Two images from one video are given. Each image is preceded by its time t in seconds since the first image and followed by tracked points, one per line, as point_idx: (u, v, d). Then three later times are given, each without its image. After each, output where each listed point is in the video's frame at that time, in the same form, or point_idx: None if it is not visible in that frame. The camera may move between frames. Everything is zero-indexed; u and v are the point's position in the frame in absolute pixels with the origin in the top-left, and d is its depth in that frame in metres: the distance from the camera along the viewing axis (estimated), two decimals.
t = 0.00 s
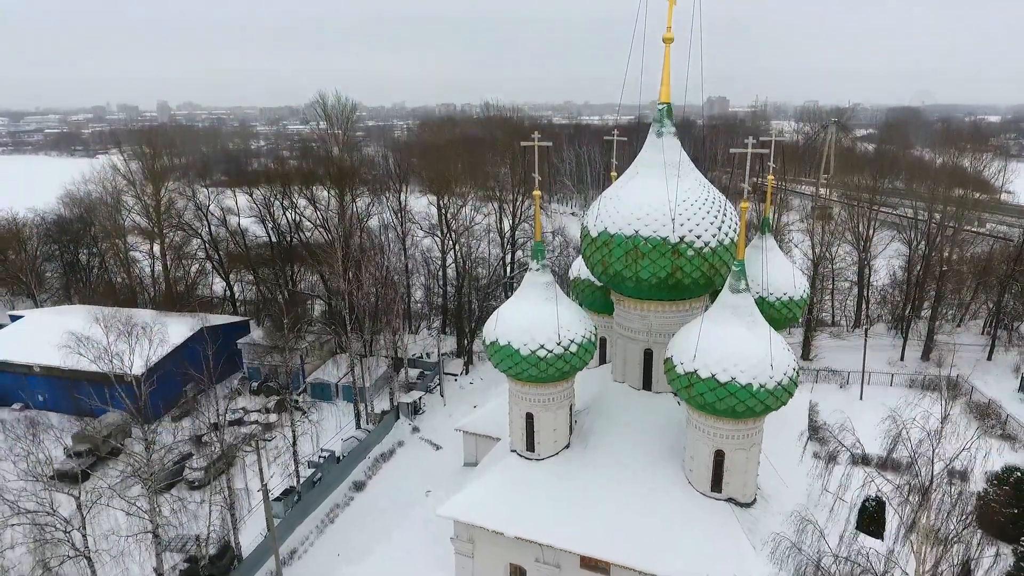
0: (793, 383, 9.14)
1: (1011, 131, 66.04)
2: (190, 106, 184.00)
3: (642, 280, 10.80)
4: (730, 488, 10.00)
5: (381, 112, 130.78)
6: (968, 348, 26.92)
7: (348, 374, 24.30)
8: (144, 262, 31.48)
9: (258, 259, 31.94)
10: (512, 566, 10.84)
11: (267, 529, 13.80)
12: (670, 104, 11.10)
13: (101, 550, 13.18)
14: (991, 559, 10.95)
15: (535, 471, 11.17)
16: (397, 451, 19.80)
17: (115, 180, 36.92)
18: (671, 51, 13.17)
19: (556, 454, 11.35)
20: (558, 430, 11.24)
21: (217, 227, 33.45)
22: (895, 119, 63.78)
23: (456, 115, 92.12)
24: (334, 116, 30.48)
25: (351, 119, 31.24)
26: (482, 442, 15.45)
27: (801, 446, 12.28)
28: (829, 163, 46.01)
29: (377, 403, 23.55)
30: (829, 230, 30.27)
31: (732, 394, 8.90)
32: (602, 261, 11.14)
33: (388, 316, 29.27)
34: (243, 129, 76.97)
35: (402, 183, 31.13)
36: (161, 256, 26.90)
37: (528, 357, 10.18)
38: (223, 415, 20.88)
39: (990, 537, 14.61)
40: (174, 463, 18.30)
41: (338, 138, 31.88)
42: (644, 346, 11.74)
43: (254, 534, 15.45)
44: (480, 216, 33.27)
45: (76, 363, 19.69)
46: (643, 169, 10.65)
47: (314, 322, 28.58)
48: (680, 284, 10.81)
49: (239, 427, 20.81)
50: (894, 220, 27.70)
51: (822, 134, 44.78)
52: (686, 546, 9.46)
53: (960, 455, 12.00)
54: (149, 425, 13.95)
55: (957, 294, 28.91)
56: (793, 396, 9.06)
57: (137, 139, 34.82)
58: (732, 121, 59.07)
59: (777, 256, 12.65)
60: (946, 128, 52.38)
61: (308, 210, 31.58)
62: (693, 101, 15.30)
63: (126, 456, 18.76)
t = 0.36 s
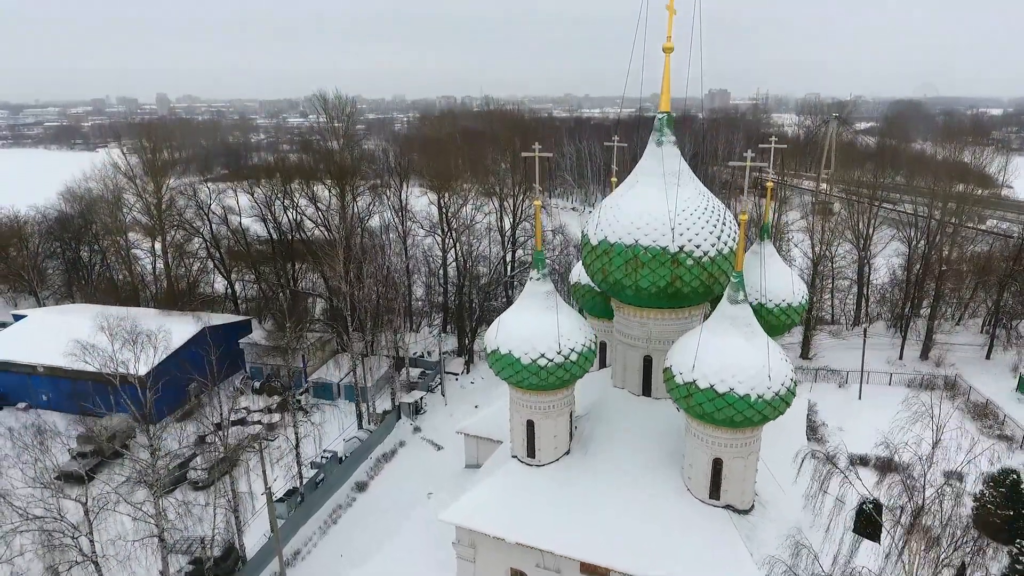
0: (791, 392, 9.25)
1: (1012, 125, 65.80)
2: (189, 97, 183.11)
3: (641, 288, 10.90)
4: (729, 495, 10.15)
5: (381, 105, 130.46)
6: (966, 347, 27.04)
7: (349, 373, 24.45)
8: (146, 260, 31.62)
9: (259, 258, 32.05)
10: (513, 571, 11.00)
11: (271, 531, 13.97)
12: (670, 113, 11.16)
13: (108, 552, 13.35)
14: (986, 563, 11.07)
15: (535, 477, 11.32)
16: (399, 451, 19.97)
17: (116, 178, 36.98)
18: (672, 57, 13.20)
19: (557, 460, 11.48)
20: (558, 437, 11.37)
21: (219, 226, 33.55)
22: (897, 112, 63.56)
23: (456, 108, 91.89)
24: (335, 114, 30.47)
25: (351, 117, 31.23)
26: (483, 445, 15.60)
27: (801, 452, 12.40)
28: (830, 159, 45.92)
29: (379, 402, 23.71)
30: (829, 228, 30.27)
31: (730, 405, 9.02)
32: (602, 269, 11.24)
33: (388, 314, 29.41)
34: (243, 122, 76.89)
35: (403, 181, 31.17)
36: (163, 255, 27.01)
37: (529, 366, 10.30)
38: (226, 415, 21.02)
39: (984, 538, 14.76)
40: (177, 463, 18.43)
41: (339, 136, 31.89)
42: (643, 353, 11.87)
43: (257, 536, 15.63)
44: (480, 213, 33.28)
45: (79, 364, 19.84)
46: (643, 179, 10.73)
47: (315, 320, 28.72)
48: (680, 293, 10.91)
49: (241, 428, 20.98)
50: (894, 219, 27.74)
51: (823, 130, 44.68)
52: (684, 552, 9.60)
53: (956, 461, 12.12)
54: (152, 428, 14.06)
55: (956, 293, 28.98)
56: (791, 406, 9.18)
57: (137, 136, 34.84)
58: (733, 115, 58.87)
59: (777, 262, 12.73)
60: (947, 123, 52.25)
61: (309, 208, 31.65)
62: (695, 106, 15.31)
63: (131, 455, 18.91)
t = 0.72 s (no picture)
0: (788, 402, 9.39)
1: (1013, 117, 65.57)
2: (188, 90, 182.63)
3: (640, 296, 11.00)
4: (726, 501, 10.29)
5: (381, 98, 130.10)
6: (964, 345, 27.17)
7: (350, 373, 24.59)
8: (147, 258, 31.64)
9: (260, 256, 32.12)
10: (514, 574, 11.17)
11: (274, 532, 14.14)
12: (669, 122, 11.20)
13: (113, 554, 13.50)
14: (979, 565, 11.24)
15: (535, 482, 11.47)
16: (400, 451, 20.15)
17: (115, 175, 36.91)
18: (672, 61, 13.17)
19: (556, 466, 11.64)
20: (558, 443, 11.52)
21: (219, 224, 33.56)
22: (897, 105, 63.38)
23: (455, 101, 91.60)
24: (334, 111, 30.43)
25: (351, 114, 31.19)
26: (484, 447, 15.77)
27: (798, 457, 12.54)
28: (830, 154, 45.85)
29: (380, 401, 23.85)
30: (829, 226, 30.31)
31: (728, 415, 9.14)
32: (601, 276, 11.34)
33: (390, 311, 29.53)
34: (242, 116, 76.51)
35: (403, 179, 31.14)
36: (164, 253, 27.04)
37: (529, 374, 10.41)
38: (229, 415, 21.16)
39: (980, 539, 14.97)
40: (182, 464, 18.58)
41: (339, 133, 31.76)
42: (642, 359, 11.99)
43: (261, 537, 15.81)
44: (480, 210, 33.26)
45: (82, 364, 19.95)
46: (642, 189, 10.79)
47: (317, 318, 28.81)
48: (679, 300, 11.01)
49: (244, 427, 21.12)
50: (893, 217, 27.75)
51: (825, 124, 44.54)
52: (681, 557, 9.75)
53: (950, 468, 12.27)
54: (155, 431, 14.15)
55: (955, 291, 29.08)
56: (788, 414, 9.31)
57: (137, 134, 34.74)
58: (734, 109, 58.66)
59: (775, 269, 12.83)
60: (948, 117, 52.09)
61: (308, 205, 31.61)
62: (695, 108, 15.31)
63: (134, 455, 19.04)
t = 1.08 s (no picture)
0: (783, 411, 9.51)
1: (1014, 111, 65.28)
2: (187, 84, 181.93)
3: (639, 304, 11.11)
4: (723, 507, 10.43)
5: (380, 90, 129.55)
6: (962, 343, 27.33)
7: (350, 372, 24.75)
8: (148, 256, 31.71)
9: (260, 253, 32.18)
10: None
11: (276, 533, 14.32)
12: (668, 130, 11.25)
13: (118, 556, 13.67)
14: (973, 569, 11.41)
15: (534, 487, 11.63)
16: (401, 450, 20.32)
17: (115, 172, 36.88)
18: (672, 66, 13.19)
19: (556, 471, 11.78)
20: (557, 448, 11.66)
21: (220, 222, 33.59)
22: (899, 98, 63.09)
23: (455, 95, 91.16)
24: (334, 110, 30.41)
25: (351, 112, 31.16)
26: (484, 448, 15.94)
27: (794, 462, 12.70)
28: (831, 149, 45.78)
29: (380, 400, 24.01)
30: (829, 223, 30.33)
31: (724, 423, 9.27)
32: (600, 284, 11.45)
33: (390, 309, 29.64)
34: (241, 109, 76.19)
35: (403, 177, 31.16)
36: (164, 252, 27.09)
37: (529, 381, 10.54)
38: (231, 414, 21.33)
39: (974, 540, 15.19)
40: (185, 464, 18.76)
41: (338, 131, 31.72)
42: (641, 364, 12.12)
43: (264, 538, 15.99)
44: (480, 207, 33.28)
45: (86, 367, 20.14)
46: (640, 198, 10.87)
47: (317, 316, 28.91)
48: (677, 308, 11.12)
49: (246, 427, 21.29)
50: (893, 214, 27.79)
51: (826, 120, 44.39)
52: (679, 562, 9.89)
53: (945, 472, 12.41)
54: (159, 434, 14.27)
55: (953, 289, 29.14)
56: (783, 423, 9.44)
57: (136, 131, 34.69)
58: (735, 103, 58.46)
59: (772, 274, 12.94)
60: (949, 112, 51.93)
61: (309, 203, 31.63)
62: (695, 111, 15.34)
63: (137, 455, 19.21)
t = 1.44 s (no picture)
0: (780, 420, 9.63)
1: (1014, 103, 65.10)
2: (185, 77, 181.23)
3: (637, 311, 11.21)
4: (720, 513, 10.58)
5: (380, 83, 128.93)
6: (959, 341, 27.46)
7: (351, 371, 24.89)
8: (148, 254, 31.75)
9: (261, 251, 32.25)
10: None
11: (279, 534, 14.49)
12: (667, 139, 11.29)
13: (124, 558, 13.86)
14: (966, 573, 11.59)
15: (534, 492, 11.78)
16: (401, 450, 20.48)
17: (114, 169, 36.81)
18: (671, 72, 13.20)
19: (555, 476, 11.93)
20: (556, 454, 11.80)
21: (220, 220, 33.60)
22: (900, 91, 62.86)
23: (455, 88, 90.70)
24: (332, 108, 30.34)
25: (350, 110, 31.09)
26: (484, 451, 16.09)
27: (790, 467, 12.86)
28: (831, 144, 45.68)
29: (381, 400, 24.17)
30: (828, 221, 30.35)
31: (722, 432, 9.39)
32: (599, 291, 11.54)
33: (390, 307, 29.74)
34: (240, 102, 75.79)
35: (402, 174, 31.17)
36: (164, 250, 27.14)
37: (528, 389, 10.65)
38: (232, 414, 21.48)
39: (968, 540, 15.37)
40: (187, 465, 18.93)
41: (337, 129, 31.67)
42: (639, 370, 12.25)
43: (267, 539, 16.17)
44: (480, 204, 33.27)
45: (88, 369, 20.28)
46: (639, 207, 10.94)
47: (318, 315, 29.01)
48: (675, 315, 11.22)
49: (248, 427, 21.44)
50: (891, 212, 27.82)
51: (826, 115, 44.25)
52: (677, 567, 10.04)
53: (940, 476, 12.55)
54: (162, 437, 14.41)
55: (951, 287, 29.23)
56: (780, 431, 9.56)
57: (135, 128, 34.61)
58: (735, 97, 58.25)
59: (770, 280, 13.01)
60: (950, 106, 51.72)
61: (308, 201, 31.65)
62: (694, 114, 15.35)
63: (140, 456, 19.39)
